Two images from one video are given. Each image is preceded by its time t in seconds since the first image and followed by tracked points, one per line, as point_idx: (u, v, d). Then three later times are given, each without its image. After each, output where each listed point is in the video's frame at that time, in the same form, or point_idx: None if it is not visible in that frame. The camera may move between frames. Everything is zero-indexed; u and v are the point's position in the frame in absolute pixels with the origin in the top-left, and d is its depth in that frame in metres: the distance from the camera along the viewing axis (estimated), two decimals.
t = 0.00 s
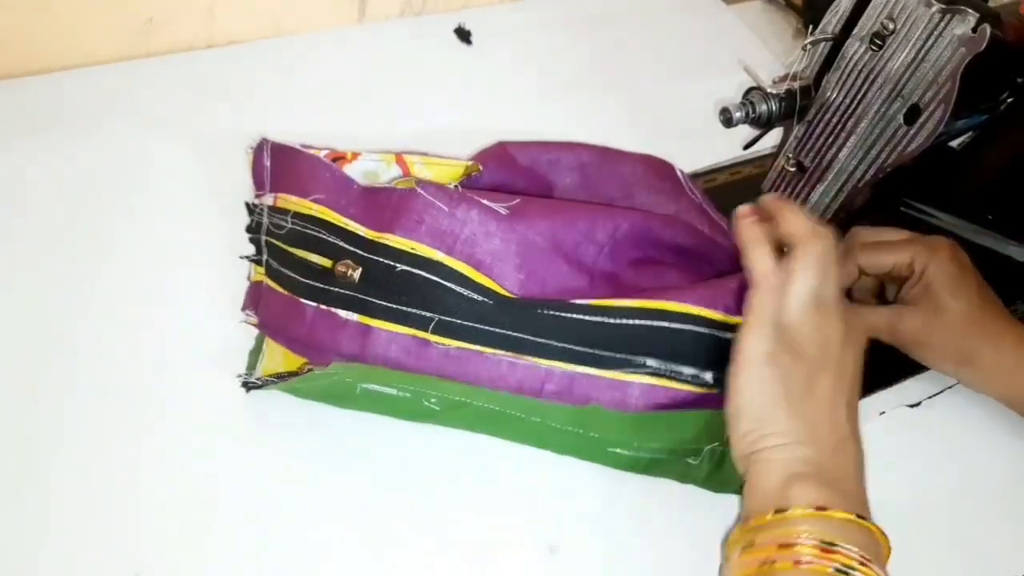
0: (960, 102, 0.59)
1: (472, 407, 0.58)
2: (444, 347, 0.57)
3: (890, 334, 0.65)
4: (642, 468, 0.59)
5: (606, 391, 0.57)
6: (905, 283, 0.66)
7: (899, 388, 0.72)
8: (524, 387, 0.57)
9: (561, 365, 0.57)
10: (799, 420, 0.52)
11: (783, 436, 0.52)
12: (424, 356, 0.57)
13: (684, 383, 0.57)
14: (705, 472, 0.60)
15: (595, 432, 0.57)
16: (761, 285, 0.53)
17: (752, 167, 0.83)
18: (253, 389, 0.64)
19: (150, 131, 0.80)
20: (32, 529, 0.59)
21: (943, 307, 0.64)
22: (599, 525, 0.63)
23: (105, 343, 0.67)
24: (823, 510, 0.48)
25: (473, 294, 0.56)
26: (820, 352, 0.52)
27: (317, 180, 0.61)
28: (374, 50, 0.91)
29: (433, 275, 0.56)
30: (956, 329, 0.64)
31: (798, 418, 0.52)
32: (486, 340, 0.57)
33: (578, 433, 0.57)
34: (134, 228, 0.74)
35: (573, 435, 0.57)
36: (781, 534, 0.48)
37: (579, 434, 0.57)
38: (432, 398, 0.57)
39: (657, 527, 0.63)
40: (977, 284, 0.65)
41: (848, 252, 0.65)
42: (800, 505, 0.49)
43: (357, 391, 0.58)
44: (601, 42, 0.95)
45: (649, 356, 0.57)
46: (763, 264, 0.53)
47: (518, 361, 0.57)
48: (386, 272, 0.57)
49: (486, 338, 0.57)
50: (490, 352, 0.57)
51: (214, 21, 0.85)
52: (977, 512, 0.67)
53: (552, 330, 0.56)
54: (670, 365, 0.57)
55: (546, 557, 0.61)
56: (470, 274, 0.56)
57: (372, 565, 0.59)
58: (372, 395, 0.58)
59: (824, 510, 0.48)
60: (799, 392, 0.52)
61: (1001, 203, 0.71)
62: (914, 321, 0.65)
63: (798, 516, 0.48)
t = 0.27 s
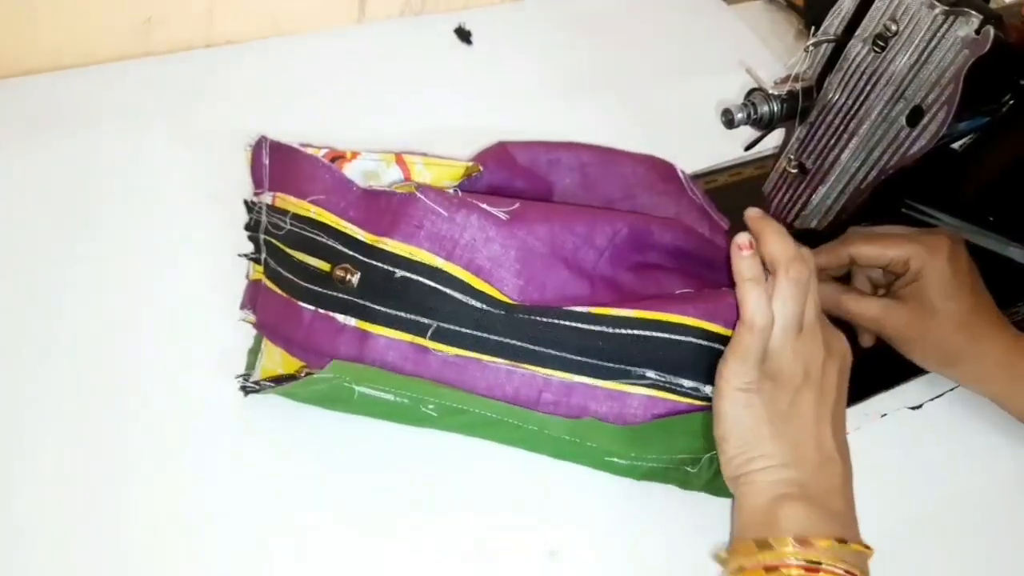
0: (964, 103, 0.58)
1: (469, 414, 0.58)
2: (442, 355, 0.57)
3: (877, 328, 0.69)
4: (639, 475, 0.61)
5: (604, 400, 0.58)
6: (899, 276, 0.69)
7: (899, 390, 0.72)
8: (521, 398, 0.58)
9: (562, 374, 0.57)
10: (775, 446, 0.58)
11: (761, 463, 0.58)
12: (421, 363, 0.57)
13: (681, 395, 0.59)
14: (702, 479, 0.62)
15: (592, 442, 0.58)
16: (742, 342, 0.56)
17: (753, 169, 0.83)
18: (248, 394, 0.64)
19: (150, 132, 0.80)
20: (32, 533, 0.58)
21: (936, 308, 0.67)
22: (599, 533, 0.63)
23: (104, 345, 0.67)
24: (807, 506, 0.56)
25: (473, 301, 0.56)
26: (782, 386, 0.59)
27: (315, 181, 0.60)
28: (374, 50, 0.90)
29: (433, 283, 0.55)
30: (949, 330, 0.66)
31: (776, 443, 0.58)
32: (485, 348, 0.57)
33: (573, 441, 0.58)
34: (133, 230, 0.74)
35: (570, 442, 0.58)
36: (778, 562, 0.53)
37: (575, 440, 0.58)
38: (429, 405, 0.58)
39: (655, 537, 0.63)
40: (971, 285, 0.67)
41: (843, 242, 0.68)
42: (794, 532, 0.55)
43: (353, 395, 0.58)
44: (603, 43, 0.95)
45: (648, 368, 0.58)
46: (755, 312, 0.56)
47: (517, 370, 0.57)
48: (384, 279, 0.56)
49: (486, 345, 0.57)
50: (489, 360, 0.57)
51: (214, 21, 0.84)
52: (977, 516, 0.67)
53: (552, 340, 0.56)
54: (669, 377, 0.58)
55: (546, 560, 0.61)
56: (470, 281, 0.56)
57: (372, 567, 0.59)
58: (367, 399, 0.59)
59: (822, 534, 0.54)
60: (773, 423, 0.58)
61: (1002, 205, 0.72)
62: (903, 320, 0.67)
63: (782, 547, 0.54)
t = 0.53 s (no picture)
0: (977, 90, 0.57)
1: (451, 363, 0.60)
2: (429, 300, 0.58)
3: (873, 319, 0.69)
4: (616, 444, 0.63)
5: (583, 362, 0.59)
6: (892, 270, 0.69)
7: (910, 379, 0.71)
8: (501, 350, 0.59)
9: (546, 329, 0.58)
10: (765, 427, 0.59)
11: (750, 445, 0.58)
12: (408, 306, 0.58)
13: (661, 363, 0.59)
14: (678, 454, 0.63)
15: (567, 399, 0.60)
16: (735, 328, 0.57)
17: (758, 157, 0.83)
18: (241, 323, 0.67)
19: (148, 121, 0.79)
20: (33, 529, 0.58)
21: (927, 305, 0.67)
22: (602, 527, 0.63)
23: (104, 338, 0.67)
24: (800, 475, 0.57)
25: (466, 252, 0.56)
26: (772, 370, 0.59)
27: (334, 134, 0.61)
28: (375, 38, 0.89)
29: (427, 229, 0.56)
30: (943, 328, 0.67)
31: (766, 425, 0.59)
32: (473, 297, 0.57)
33: (550, 397, 0.60)
34: (133, 221, 0.73)
35: (548, 400, 0.61)
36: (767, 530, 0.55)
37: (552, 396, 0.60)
38: (409, 351, 0.60)
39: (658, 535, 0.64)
40: (965, 278, 0.67)
41: (833, 237, 0.68)
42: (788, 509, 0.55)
43: (337, 334, 0.60)
44: (606, 29, 0.94)
45: (631, 332, 0.58)
46: (751, 299, 0.56)
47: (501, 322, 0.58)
48: (380, 223, 0.56)
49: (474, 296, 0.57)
50: (475, 309, 0.58)
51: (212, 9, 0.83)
52: (985, 511, 0.66)
53: (537, 293, 0.57)
54: (651, 343, 0.59)
55: (549, 554, 0.61)
56: (466, 232, 0.56)
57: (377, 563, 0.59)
58: (349, 342, 0.61)
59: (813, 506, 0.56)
60: (762, 407, 0.59)
61: (1011, 192, 0.71)
62: (899, 313, 0.68)
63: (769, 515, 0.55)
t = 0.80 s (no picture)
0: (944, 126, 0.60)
1: (409, 344, 0.62)
2: (395, 280, 0.60)
3: (846, 351, 0.70)
4: (565, 447, 0.64)
5: (540, 357, 0.60)
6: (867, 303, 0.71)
7: (878, 409, 0.72)
8: (462, 335, 0.60)
9: (502, 321, 0.60)
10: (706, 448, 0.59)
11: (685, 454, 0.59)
12: (376, 285, 0.60)
13: (614, 369, 0.61)
14: (626, 463, 0.64)
15: (519, 394, 0.61)
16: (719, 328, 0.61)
17: (733, 187, 0.84)
18: (219, 290, 0.69)
19: (126, 142, 0.79)
20: None
21: (902, 336, 0.68)
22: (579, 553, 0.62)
23: (71, 358, 0.65)
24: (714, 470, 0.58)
25: (437, 238, 0.59)
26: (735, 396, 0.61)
27: (330, 121, 0.65)
28: (358, 64, 0.90)
29: (403, 212, 0.59)
30: (916, 355, 0.68)
31: (711, 444, 0.59)
32: (436, 281, 0.59)
33: (501, 390, 0.62)
34: (107, 240, 0.72)
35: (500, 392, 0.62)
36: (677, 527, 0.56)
37: (504, 390, 0.62)
38: (373, 327, 0.62)
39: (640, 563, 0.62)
40: (939, 313, 0.69)
41: (809, 268, 0.69)
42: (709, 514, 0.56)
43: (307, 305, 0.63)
44: (585, 59, 0.95)
45: (587, 337, 0.60)
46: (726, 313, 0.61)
47: (461, 310, 0.60)
48: (360, 202, 0.60)
49: (437, 279, 0.59)
50: (436, 293, 0.60)
51: (194, 31, 0.84)
52: (962, 541, 0.66)
53: (494, 285, 0.59)
54: (605, 350, 0.60)
55: None
56: (441, 221, 0.59)
57: None
58: (321, 315, 0.63)
59: (710, 485, 0.57)
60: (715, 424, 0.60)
61: (980, 226, 0.74)
62: (872, 344, 0.69)
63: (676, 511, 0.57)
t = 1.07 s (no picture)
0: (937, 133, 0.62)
1: (417, 345, 0.63)
2: (402, 283, 0.61)
3: (848, 351, 0.70)
4: (568, 444, 0.66)
5: (546, 354, 0.61)
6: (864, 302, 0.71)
7: (877, 413, 0.73)
8: (469, 331, 0.61)
9: (509, 320, 0.60)
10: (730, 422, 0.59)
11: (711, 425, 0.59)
12: (383, 286, 0.61)
13: (622, 365, 0.61)
14: (633, 460, 0.65)
15: (526, 390, 0.62)
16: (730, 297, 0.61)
17: (731, 194, 0.85)
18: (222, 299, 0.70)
19: (132, 152, 0.80)
20: None
21: (902, 333, 0.68)
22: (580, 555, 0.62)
23: (78, 365, 0.66)
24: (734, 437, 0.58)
25: (442, 240, 0.60)
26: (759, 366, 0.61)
27: (336, 132, 0.67)
28: (359, 74, 0.91)
29: (407, 215, 0.60)
30: (916, 355, 0.68)
31: (735, 417, 0.60)
32: (443, 281, 0.60)
33: (508, 387, 0.63)
34: (113, 249, 0.73)
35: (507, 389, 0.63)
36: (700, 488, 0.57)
37: (511, 387, 0.63)
38: (380, 330, 0.63)
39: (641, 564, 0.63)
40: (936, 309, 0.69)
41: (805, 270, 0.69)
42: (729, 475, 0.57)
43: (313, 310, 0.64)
44: (584, 69, 0.96)
45: (593, 333, 0.60)
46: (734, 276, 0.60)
47: (468, 309, 0.61)
48: (365, 207, 0.61)
49: (444, 279, 0.60)
50: (444, 294, 0.61)
51: (198, 43, 0.85)
52: (961, 541, 0.67)
53: (499, 285, 0.60)
54: (612, 345, 0.60)
55: None
56: (444, 223, 0.60)
57: None
58: (326, 319, 0.64)
59: (733, 450, 0.58)
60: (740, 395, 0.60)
61: (976, 232, 0.74)
62: (874, 342, 0.69)
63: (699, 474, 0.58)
